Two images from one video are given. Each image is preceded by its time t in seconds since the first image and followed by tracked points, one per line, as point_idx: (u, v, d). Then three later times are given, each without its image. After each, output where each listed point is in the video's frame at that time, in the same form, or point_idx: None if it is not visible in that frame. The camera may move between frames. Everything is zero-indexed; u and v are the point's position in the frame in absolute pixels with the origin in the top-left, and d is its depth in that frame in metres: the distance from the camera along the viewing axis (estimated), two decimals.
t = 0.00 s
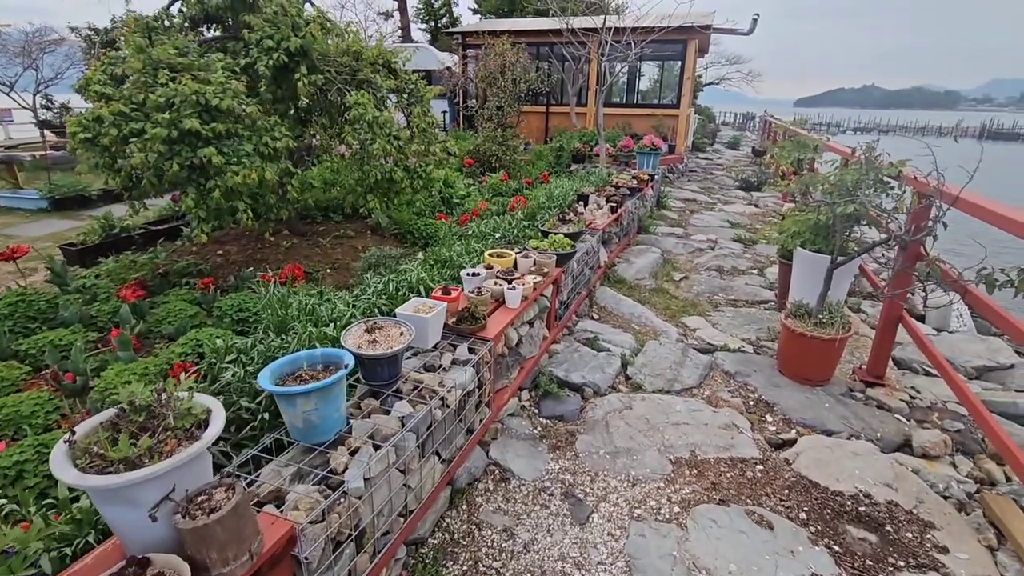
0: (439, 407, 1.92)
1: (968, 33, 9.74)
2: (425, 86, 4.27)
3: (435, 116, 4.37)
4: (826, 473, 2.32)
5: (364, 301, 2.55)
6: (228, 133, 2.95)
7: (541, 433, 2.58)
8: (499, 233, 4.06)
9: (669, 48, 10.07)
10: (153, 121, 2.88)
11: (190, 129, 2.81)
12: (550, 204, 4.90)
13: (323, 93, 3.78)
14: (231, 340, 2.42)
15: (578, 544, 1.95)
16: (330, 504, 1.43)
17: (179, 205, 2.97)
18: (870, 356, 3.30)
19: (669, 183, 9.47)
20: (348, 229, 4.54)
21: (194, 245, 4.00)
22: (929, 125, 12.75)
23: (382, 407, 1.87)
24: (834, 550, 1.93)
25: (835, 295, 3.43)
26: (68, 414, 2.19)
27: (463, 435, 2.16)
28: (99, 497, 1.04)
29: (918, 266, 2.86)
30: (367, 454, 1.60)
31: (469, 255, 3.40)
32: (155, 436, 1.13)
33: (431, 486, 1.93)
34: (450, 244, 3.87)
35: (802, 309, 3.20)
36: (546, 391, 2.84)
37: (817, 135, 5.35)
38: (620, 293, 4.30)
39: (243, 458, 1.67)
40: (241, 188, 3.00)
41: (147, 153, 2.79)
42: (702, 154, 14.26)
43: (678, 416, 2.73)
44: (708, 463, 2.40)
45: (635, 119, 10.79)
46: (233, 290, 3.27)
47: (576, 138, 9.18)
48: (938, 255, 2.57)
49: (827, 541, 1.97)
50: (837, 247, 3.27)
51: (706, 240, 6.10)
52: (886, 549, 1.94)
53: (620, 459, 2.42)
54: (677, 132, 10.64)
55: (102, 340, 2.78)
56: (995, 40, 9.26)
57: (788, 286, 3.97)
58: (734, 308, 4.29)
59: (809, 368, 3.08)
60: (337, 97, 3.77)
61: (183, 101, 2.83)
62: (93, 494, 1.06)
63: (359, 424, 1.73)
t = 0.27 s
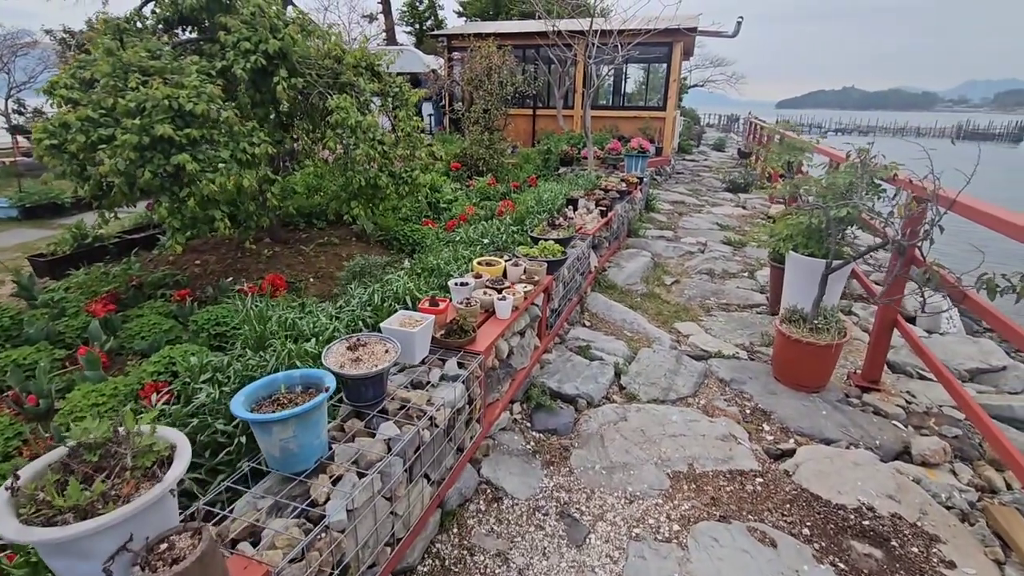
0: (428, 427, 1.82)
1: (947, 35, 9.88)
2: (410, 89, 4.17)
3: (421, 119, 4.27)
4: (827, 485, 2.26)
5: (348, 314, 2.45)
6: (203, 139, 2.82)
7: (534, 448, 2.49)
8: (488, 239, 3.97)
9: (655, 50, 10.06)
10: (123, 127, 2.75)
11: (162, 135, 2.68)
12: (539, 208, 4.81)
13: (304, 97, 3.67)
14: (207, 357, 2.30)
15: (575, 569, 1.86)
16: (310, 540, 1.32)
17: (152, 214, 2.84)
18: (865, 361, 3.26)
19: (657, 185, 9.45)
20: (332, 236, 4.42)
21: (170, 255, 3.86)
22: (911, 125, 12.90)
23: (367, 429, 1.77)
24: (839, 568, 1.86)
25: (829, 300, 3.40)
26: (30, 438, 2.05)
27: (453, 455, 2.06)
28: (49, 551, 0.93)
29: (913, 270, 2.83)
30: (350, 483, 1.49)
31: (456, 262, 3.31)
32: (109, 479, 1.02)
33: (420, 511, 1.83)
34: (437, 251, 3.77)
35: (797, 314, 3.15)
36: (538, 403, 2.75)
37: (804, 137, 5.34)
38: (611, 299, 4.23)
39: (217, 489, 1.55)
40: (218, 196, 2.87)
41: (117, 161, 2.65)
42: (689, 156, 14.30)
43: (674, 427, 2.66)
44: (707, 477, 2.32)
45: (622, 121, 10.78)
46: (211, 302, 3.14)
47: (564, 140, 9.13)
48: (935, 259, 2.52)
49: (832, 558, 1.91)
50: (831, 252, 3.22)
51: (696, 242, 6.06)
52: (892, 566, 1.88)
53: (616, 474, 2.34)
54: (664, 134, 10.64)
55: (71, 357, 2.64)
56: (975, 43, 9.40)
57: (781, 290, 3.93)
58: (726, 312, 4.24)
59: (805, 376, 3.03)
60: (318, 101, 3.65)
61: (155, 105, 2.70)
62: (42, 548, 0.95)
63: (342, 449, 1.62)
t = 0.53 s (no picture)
0: (419, 441, 1.75)
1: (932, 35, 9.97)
2: (398, 90, 4.09)
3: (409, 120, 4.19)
4: (827, 491, 2.22)
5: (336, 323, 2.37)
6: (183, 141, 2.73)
7: (528, 457, 2.43)
8: (479, 242, 3.90)
9: (644, 50, 10.05)
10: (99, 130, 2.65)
11: (140, 138, 2.58)
12: (530, 210, 4.76)
13: (289, 98, 3.58)
14: (188, 368, 2.21)
15: None
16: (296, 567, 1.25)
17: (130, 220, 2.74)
18: (860, 362, 3.24)
19: (647, 185, 9.44)
20: (319, 240, 4.33)
21: (152, 261, 3.75)
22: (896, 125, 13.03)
23: (356, 444, 1.69)
24: None
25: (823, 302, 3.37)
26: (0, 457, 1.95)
27: (446, 468, 1.99)
28: None
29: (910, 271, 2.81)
30: (338, 503, 1.42)
31: (447, 267, 3.24)
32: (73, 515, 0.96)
33: (412, 528, 1.76)
34: (427, 255, 3.70)
35: (792, 316, 3.12)
36: (532, 411, 2.69)
37: (795, 137, 5.33)
38: (604, 301, 4.18)
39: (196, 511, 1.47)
40: (199, 200, 2.78)
41: (93, 165, 2.55)
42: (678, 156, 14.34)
43: (671, 433, 2.61)
44: (705, 485, 2.28)
45: (612, 121, 10.76)
46: (194, 310, 3.04)
47: (554, 141, 9.09)
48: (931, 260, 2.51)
49: (835, 568, 1.86)
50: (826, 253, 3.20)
51: (687, 243, 6.04)
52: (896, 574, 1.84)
53: (613, 483, 2.28)
54: (654, 135, 10.63)
55: (46, 370, 2.54)
56: (960, 43, 9.49)
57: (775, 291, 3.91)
58: (720, 314, 4.21)
59: (800, 379, 3.00)
60: (303, 102, 3.56)
61: (132, 107, 2.60)
62: None
63: (329, 467, 1.55)
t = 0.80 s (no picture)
0: (410, 449, 1.71)
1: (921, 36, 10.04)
2: (388, 89, 4.03)
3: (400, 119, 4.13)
4: (825, 495, 2.20)
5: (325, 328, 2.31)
6: (166, 141, 2.66)
7: (523, 463, 2.39)
8: (471, 243, 3.86)
9: (636, 50, 10.04)
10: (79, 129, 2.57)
11: (122, 138, 2.51)
12: (524, 210, 4.72)
13: (277, 97, 3.51)
14: (172, 374, 2.15)
15: None
16: None
17: (113, 222, 2.66)
18: (854, 363, 3.23)
19: (640, 185, 9.43)
20: (309, 242, 4.27)
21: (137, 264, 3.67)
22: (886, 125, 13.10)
23: (346, 453, 1.65)
24: None
25: (817, 302, 3.37)
26: None
27: (438, 475, 1.94)
28: None
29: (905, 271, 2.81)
30: (325, 516, 1.37)
31: (439, 268, 3.19)
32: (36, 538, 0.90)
33: (403, 539, 1.71)
34: (419, 256, 3.65)
35: (787, 317, 3.11)
36: (526, 415, 2.65)
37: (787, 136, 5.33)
38: (598, 302, 4.15)
39: (178, 526, 1.42)
40: (184, 201, 2.71)
41: (73, 165, 2.48)
42: (670, 156, 14.36)
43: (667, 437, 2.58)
44: (702, 489, 2.25)
45: (604, 121, 10.74)
46: (179, 314, 2.97)
47: (546, 141, 9.06)
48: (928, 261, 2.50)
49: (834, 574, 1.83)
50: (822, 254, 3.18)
51: (680, 243, 6.03)
52: None
53: (608, 489, 2.24)
54: (646, 134, 10.63)
55: (25, 377, 2.46)
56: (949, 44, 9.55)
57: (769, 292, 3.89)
58: (714, 314, 4.19)
59: (796, 380, 2.98)
60: (291, 101, 3.50)
61: (114, 106, 2.53)
62: None
63: (317, 478, 1.50)
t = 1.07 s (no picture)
0: (400, 461, 1.66)
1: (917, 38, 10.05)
2: (383, 90, 3.99)
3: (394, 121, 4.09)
4: (826, 504, 2.15)
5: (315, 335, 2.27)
6: (154, 143, 2.61)
7: (518, 472, 2.34)
8: (466, 246, 3.81)
9: (633, 52, 10.02)
10: (64, 130, 2.52)
11: (107, 140, 2.45)
12: (520, 213, 4.68)
13: (269, 98, 3.46)
14: (156, 382, 2.09)
15: None
16: None
17: (99, 226, 2.61)
18: (854, 368, 3.19)
19: (637, 187, 9.40)
20: (303, 245, 4.21)
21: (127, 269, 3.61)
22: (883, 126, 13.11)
23: (334, 466, 1.60)
24: None
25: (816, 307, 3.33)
26: None
27: (430, 486, 1.89)
28: None
29: (906, 275, 2.78)
30: (310, 533, 1.32)
31: (434, 272, 3.14)
32: None
33: (393, 553, 1.66)
34: (413, 260, 3.60)
35: (786, 322, 3.07)
36: (522, 422, 2.60)
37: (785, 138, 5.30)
38: (595, 306, 4.10)
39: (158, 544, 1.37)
40: (172, 204, 2.65)
41: (57, 168, 2.42)
42: (667, 158, 14.35)
43: (664, 444, 2.53)
44: (700, 499, 2.20)
45: (601, 123, 10.72)
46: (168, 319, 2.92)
47: (543, 143, 9.02)
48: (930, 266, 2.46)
49: None
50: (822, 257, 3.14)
51: (678, 245, 5.99)
52: None
53: (605, 498, 2.20)
54: (643, 136, 10.61)
55: (7, 385, 2.40)
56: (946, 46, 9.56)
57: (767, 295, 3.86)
58: (712, 318, 4.15)
59: (796, 386, 2.94)
60: (284, 103, 3.45)
61: (99, 107, 2.47)
62: None
63: (302, 492, 1.45)
